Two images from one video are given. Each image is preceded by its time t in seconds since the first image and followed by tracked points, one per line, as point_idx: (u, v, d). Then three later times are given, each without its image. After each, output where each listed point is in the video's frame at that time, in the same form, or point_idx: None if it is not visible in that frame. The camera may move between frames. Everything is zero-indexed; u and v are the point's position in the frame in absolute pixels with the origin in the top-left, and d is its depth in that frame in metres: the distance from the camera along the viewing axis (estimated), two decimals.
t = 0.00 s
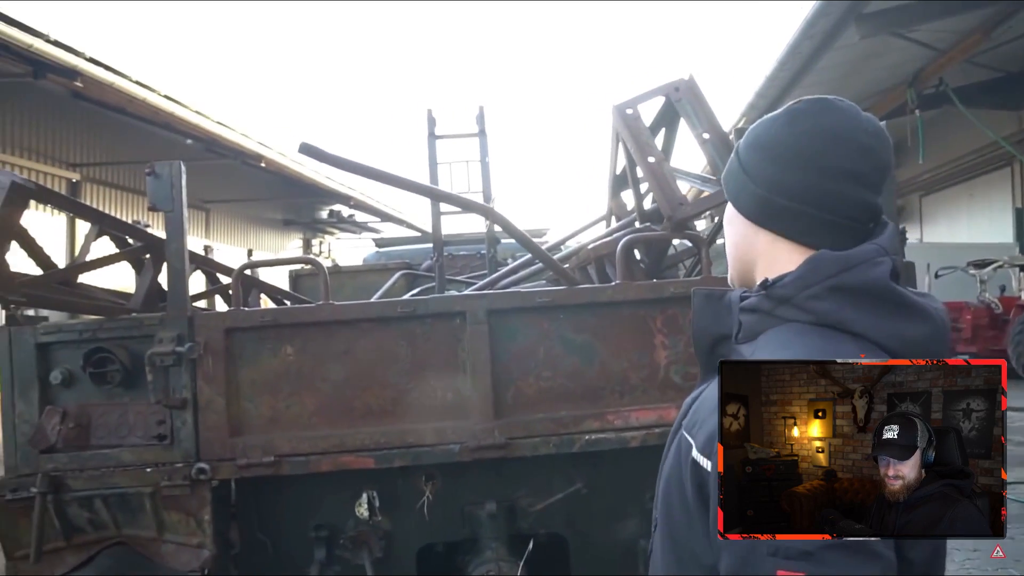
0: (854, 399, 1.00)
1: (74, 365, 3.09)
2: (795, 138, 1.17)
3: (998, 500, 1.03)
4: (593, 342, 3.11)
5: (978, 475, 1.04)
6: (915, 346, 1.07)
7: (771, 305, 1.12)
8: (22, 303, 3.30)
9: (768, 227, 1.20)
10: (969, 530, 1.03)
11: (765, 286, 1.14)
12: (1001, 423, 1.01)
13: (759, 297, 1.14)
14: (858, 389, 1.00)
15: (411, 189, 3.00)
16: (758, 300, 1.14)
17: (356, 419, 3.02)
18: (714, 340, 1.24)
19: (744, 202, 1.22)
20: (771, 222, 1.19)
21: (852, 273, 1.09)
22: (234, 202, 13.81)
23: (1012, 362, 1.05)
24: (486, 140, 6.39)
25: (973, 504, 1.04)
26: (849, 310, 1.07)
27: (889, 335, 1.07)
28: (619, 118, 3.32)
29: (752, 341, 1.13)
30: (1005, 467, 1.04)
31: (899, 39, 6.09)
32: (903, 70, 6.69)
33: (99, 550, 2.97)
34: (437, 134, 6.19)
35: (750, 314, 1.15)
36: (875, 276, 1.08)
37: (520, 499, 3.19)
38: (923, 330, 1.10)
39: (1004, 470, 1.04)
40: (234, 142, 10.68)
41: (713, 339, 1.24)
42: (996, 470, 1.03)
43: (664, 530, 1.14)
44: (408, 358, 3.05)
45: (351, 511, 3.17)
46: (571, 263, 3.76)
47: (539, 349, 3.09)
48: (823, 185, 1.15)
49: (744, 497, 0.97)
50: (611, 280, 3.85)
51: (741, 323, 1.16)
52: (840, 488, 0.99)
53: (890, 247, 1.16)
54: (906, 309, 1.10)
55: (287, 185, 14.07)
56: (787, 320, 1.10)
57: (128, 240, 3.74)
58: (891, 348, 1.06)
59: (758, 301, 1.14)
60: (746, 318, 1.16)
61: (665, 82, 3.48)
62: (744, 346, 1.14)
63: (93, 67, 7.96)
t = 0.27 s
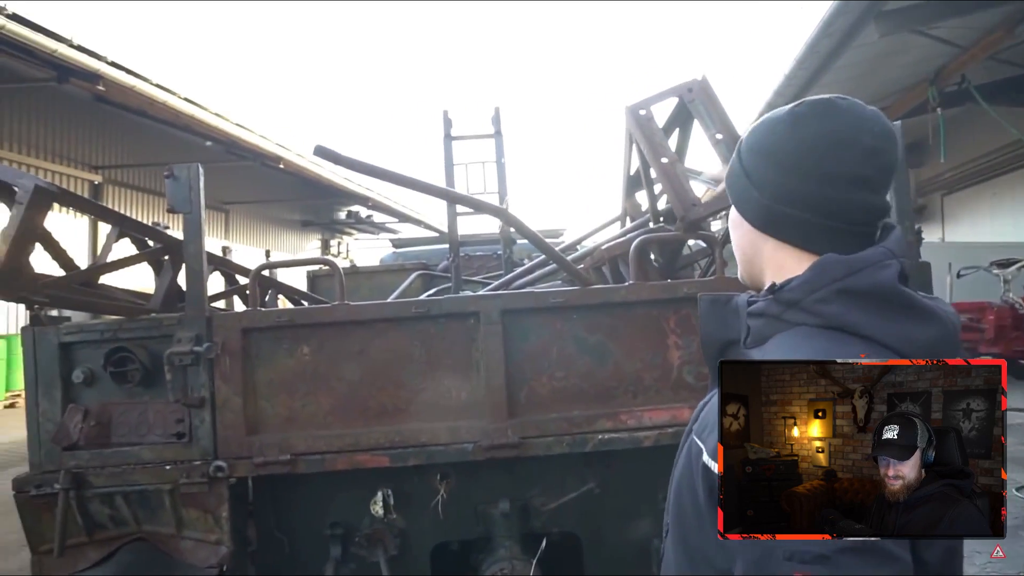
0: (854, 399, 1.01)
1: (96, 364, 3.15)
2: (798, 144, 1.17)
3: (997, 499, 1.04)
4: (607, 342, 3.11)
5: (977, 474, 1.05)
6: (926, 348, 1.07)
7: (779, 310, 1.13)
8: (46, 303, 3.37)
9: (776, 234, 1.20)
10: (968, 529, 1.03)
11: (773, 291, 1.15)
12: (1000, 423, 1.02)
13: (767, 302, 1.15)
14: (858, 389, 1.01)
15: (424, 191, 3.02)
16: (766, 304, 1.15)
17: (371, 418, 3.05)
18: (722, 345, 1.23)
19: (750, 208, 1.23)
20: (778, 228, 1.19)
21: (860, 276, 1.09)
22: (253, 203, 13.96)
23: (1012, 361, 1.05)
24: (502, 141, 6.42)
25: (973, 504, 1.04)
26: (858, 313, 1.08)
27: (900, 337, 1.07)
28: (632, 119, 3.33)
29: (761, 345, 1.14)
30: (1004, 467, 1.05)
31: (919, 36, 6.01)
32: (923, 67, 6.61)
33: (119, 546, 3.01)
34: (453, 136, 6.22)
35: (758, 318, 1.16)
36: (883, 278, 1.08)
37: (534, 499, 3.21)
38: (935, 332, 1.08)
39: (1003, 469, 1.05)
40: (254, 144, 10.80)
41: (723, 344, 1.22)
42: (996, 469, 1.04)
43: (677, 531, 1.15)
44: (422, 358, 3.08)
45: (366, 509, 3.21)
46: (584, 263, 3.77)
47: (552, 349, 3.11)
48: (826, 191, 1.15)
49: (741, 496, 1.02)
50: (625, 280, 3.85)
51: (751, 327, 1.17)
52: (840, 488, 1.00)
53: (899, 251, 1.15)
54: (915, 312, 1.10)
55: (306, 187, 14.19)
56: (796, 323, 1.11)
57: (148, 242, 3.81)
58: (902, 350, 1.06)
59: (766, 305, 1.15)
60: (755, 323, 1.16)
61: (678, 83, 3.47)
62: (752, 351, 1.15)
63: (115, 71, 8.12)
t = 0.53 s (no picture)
0: (854, 399, 1.04)
1: (120, 363, 3.21)
2: (819, 143, 1.18)
3: (997, 499, 1.06)
4: (623, 343, 3.12)
5: (977, 474, 1.07)
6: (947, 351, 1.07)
7: (816, 315, 1.12)
8: (72, 304, 3.44)
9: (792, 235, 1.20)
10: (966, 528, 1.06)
11: (808, 295, 1.14)
12: (1001, 422, 1.04)
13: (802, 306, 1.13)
14: (858, 389, 1.05)
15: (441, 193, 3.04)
16: (798, 308, 1.13)
17: (389, 417, 3.09)
18: (743, 348, 1.26)
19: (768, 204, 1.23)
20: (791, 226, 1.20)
21: (895, 279, 1.10)
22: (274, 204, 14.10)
23: (1011, 361, 1.07)
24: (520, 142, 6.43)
25: (973, 504, 1.06)
26: (896, 316, 1.09)
27: (933, 338, 1.08)
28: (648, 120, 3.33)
29: (791, 350, 1.12)
30: (1004, 466, 1.06)
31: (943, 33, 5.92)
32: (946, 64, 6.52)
33: (142, 542, 3.08)
34: (470, 136, 6.25)
35: (788, 322, 1.14)
36: (917, 281, 1.10)
37: (550, 498, 3.22)
38: (965, 330, 1.10)
39: (1004, 469, 1.06)
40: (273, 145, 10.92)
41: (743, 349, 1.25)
42: (996, 469, 1.06)
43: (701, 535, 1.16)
44: (439, 358, 3.10)
45: (384, 508, 3.24)
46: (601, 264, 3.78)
47: (568, 350, 3.12)
48: (839, 194, 1.16)
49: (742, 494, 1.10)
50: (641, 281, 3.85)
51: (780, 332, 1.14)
52: (840, 487, 1.06)
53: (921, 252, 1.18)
54: (945, 312, 1.11)
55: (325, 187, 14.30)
56: (830, 329, 1.11)
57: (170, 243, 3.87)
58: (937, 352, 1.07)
59: (798, 310, 1.13)
60: (785, 327, 1.14)
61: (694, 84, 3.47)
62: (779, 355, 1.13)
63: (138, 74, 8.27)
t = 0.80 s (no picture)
0: (854, 399, 1.19)
1: (140, 364, 3.26)
2: (842, 143, 1.29)
3: (996, 499, 1.18)
4: (637, 344, 3.12)
5: (978, 474, 1.19)
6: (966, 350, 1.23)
7: (870, 321, 1.26)
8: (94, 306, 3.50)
9: (823, 240, 1.32)
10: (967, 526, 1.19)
11: (865, 302, 1.28)
12: (999, 422, 1.19)
13: (858, 313, 1.28)
14: (858, 389, 1.20)
15: (455, 195, 3.06)
16: (857, 317, 1.27)
17: (404, 418, 3.11)
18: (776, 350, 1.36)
19: (793, 205, 1.35)
20: (816, 225, 1.31)
21: (947, 288, 1.27)
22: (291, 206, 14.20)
23: (1010, 363, 1.20)
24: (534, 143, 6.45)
25: (972, 503, 1.19)
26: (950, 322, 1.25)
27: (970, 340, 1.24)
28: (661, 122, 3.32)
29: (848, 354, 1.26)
30: (1004, 467, 1.19)
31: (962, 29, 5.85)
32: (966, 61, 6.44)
33: (162, 540, 3.13)
34: (485, 138, 6.27)
35: (836, 330, 1.28)
36: (966, 287, 1.28)
37: (565, 499, 3.23)
38: (996, 334, 1.27)
39: (1003, 470, 1.19)
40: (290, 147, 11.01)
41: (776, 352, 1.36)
42: (996, 469, 1.19)
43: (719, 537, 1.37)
44: (454, 359, 3.12)
45: (399, 507, 3.26)
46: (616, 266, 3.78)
47: (582, 351, 3.12)
48: (877, 203, 1.26)
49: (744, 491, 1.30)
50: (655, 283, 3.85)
51: (828, 338, 1.28)
52: (840, 485, 1.21)
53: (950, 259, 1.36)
54: (983, 318, 1.29)
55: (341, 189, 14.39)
56: (880, 335, 1.26)
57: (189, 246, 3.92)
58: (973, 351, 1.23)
59: (854, 317, 1.27)
60: (832, 333, 1.28)
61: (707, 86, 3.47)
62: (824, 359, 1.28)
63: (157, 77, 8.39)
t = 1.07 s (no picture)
0: (853, 399, 1.41)
1: (148, 363, 3.28)
2: (901, 126, 1.43)
3: (994, 498, 1.38)
4: (643, 344, 3.12)
5: (978, 474, 1.38)
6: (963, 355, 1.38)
7: (896, 321, 1.39)
8: (102, 305, 3.52)
9: (888, 220, 1.38)
10: (969, 524, 1.39)
11: (895, 302, 1.39)
12: (997, 423, 1.38)
13: (887, 314, 1.39)
14: (858, 390, 1.41)
15: (460, 195, 3.06)
16: (883, 318, 1.39)
17: (411, 417, 3.12)
18: (805, 346, 1.46)
19: (860, 172, 1.39)
20: (881, 196, 1.38)
21: (964, 287, 1.40)
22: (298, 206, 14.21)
23: (1009, 364, 1.39)
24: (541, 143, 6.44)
25: (972, 503, 1.39)
26: (968, 322, 1.40)
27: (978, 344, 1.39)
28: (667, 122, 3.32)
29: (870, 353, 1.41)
30: (1003, 468, 1.37)
31: (973, 28, 5.81)
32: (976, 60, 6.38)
33: (170, 538, 3.15)
34: (492, 138, 6.26)
35: (860, 330, 1.41)
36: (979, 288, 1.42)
37: (571, 498, 3.23)
38: (999, 334, 1.43)
39: (1003, 471, 1.37)
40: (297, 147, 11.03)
41: (800, 349, 1.46)
42: (995, 470, 1.38)
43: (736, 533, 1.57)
44: (460, 358, 3.13)
45: (405, 506, 3.28)
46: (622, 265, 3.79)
47: (588, 351, 3.13)
48: (898, 205, 1.38)
49: (745, 491, 1.55)
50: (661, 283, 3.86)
51: (852, 338, 1.42)
52: (839, 483, 1.43)
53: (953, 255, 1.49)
54: (988, 314, 1.43)
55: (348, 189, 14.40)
56: (901, 338, 1.40)
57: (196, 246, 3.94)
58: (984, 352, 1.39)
59: (880, 318, 1.40)
60: (859, 333, 1.42)
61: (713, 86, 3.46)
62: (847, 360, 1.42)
63: (165, 77, 8.39)
